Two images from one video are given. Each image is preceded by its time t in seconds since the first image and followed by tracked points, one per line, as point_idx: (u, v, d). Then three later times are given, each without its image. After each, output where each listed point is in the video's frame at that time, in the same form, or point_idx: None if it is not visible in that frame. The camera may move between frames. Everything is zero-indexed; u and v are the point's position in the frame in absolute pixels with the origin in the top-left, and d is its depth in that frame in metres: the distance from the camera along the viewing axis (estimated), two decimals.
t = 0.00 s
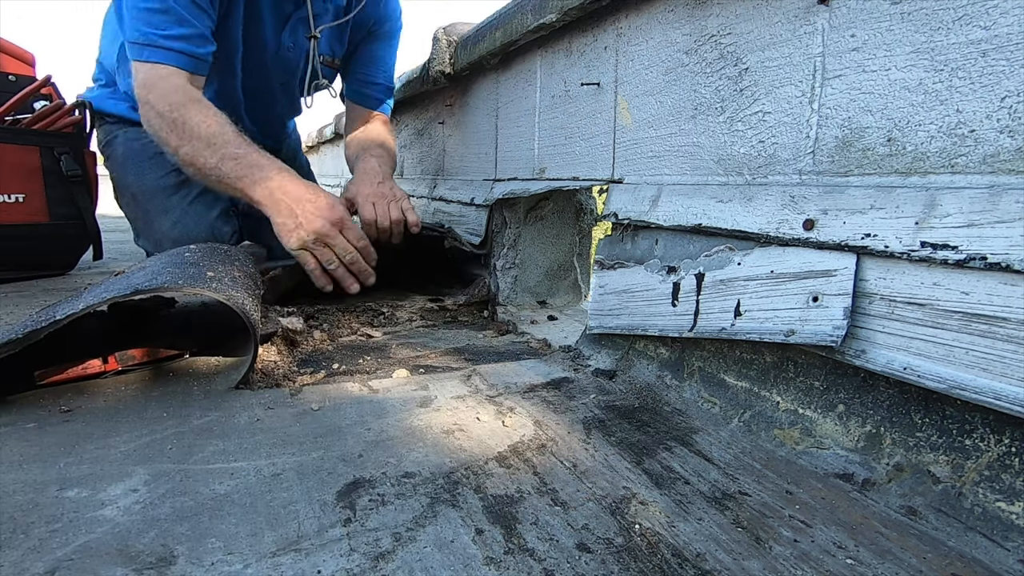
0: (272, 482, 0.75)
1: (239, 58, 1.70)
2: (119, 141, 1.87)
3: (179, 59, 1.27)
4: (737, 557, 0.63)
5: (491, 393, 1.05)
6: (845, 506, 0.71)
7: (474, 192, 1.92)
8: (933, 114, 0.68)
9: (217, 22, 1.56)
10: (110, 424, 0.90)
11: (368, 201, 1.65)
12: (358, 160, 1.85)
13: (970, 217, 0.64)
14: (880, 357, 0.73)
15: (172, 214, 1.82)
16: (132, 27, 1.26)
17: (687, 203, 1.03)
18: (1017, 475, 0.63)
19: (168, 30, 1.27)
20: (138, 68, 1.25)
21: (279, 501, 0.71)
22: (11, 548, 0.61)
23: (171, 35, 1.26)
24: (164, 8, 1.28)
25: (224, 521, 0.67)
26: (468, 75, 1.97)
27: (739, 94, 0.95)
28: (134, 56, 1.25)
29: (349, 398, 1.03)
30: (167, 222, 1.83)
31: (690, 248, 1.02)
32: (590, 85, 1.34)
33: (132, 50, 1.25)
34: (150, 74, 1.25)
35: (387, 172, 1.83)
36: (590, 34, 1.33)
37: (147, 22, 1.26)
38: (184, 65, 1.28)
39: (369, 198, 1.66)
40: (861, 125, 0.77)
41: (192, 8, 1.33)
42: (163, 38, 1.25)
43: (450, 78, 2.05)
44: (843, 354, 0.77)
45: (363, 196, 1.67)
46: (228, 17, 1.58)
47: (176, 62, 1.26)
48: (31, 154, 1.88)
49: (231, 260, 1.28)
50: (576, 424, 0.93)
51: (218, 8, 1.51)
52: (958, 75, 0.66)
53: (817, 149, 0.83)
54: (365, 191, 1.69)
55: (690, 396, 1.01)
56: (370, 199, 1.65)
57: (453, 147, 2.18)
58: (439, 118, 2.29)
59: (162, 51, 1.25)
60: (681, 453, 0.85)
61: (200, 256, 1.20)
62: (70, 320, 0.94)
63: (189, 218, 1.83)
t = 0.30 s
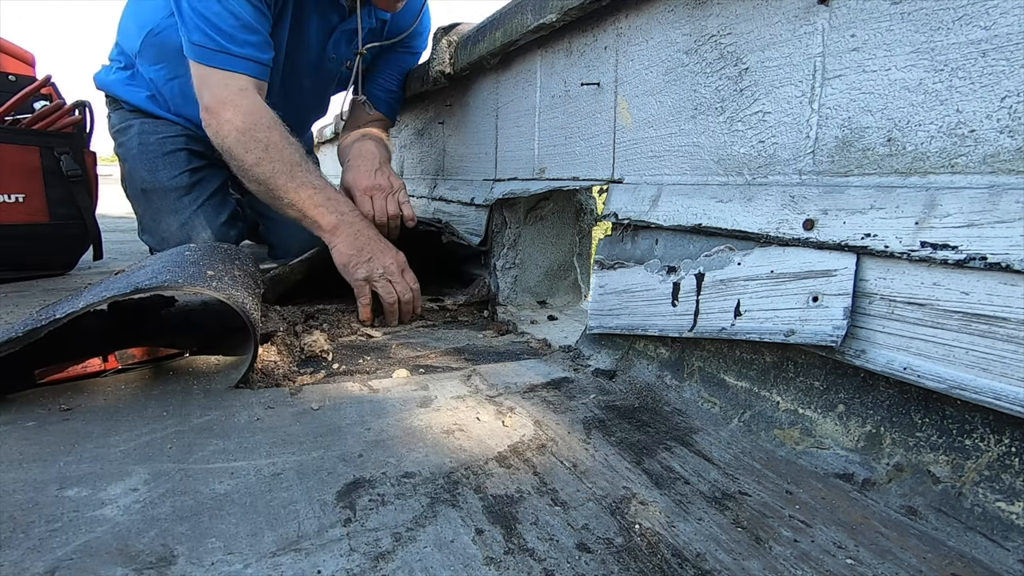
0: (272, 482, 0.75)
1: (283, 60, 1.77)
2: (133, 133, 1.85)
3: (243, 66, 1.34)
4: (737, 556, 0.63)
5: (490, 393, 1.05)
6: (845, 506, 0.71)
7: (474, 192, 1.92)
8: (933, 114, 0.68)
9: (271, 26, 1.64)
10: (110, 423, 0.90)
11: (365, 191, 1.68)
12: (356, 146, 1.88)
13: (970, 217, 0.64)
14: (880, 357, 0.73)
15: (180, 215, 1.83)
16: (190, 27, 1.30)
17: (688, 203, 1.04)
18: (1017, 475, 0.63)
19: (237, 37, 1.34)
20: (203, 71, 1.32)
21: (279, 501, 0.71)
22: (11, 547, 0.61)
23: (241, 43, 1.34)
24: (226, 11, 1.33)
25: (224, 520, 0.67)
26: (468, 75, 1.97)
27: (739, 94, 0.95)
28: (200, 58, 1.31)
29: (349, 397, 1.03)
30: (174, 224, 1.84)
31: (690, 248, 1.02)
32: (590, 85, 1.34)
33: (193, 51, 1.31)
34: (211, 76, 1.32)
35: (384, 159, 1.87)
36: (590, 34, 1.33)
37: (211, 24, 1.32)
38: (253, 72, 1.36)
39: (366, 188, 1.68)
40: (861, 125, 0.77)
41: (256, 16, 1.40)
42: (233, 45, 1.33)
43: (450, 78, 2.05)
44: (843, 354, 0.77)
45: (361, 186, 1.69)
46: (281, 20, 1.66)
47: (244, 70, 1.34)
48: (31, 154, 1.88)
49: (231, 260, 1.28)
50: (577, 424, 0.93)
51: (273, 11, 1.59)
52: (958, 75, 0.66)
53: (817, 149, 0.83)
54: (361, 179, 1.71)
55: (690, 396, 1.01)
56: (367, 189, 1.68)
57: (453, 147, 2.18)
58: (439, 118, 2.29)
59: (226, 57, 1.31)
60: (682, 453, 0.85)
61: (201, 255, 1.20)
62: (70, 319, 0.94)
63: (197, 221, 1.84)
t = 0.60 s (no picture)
0: (272, 482, 0.76)
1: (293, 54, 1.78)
2: (138, 131, 1.84)
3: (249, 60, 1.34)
4: (737, 556, 0.63)
5: (490, 394, 1.05)
6: (845, 506, 0.71)
7: (474, 192, 1.91)
8: (933, 113, 0.68)
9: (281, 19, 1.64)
10: (110, 424, 0.90)
11: (365, 193, 1.68)
12: (353, 147, 1.88)
13: (970, 217, 0.64)
14: (880, 357, 0.73)
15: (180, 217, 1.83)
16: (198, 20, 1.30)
17: (688, 203, 1.04)
18: (1017, 475, 0.63)
19: (245, 32, 1.34)
20: (209, 64, 1.32)
21: (279, 501, 0.71)
22: (11, 548, 0.61)
23: (249, 37, 1.34)
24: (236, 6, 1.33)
25: (224, 521, 0.67)
26: (468, 75, 1.97)
27: (739, 94, 0.95)
28: (207, 52, 1.30)
29: (349, 398, 1.03)
30: (174, 225, 1.84)
31: (690, 248, 1.02)
32: (590, 85, 1.34)
33: (200, 44, 1.30)
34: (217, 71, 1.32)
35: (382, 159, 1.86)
36: (590, 34, 1.33)
37: (218, 16, 1.31)
38: (260, 67, 1.36)
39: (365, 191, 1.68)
40: (861, 125, 0.77)
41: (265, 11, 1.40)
42: (242, 39, 1.33)
43: (450, 78, 2.05)
44: (843, 354, 0.77)
45: (360, 187, 1.69)
46: (291, 14, 1.67)
47: (251, 65, 1.34)
48: (31, 154, 1.88)
49: (231, 260, 1.28)
50: (577, 424, 0.93)
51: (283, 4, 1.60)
52: (958, 75, 0.66)
53: (817, 149, 0.83)
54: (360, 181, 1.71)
55: (690, 396, 1.01)
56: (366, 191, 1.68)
57: (453, 147, 2.18)
58: (439, 118, 2.29)
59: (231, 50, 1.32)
60: (682, 453, 0.85)
61: (201, 256, 1.20)
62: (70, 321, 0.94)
63: (197, 222, 1.84)
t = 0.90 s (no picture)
0: (272, 482, 0.76)
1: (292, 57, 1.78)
2: (137, 131, 1.84)
3: (240, 62, 1.35)
4: (737, 556, 0.63)
5: (490, 394, 1.05)
6: (845, 506, 0.71)
7: (474, 192, 1.91)
8: (934, 113, 0.68)
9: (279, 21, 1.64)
10: (110, 424, 0.90)
11: (364, 193, 1.68)
12: (352, 147, 1.88)
13: (970, 217, 0.64)
14: (880, 357, 0.73)
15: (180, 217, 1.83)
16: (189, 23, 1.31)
17: (688, 203, 1.04)
18: (1017, 475, 0.63)
19: (236, 34, 1.35)
20: (200, 66, 1.32)
21: (279, 501, 0.71)
22: (10, 548, 0.61)
23: (240, 39, 1.35)
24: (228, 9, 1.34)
25: (224, 521, 0.67)
26: (468, 75, 1.97)
27: (739, 94, 0.95)
28: (197, 54, 1.31)
29: (349, 398, 1.03)
30: (174, 225, 1.84)
31: (690, 248, 1.02)
32: (590, 85, 1.34)
33: (191, 46, 1.31)
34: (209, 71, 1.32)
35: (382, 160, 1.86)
36: (590, 34, 1.33)
37: (210, 18, 1.32)
38: (250, 69, 1.37)
39: (365, 191, 1.68)
40: (861, 125, 0.77)
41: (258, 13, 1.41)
42: (232, 41, 1.34)
43: (450, 79, 2.05)
44: (843, 354, 0.77)
45: (359, 187, 1.69)
46: (290, 15, 1.66)
47: (241, 67, 1.35)
48: (31, 154, 1.88)
49: (231, 260, 1.28)
50: (577, 424, 0.93)
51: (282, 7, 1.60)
52: (959, 75, 0.66)
53: (817, 149, 0.83)
54: (359, 181, 1.71)
55: (690, 396, 1.01)
56: (365, 191, 1.68)
57: (453, 147, 2.18)
58: (439, 118, 2.28)
59: (221, 52, 1.32)
60: (682, 453, 0.85)
61: (201, 257, 1.20)
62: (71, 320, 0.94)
63: (197, 222, 1.84)
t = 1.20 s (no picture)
0: (272, 482, 0.76)
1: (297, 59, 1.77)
2: (138, 132, 1.84)
3: (252, 64, 1.34)
4: (737, 556, 0.63)
5: (490, 394, 1.05)
6: (845, 506, 0.71)
7: (474, 192, 1.91)
8: (934, 114, 0.68)
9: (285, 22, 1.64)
10: (110, 425, 0.90)
11: (365, 194, 1.68)
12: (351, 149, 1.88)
13: (970, 217, 0.64)
14: (880, 357, 0.73)
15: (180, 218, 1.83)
16: (200, 27, 1.31)
17: (688, 203, 1.04)
18: (1017, 475, 0.63)
19: (248, 37, 1.34)
20: (215, 70, 1.32)
21: (279, 501, 0.72)
22: (10, 549, 0.61)
23: (252, 42, 1.35)
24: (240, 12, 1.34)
25: (224, 521, 0.67)
26: (468, 75, 1.97)
27: (739, 94, 0.95)
28: (211, 58, 1.31)
29: (349, 398, 1.03)
30: (174, 225, 1.84)
31: (690, 248, 1.02)
32: (590, 85, 1.34)
33: (205, 51, 1.31)
34: (222, 75, 1.32)
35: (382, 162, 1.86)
36: (590, 34, 1.33)
37: (221, 21, 1.32)
38: (262, 72, 1.37)
39: (365, 192, 1.69)
40: (861, 125, 0.77)
41: (268, 15, 1.41)
42: (245, 44, 1.33)
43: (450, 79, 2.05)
44: (843, 354, 0.77)
45: (360, 188, 1.70)
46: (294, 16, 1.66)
47: (255, 69, 1.35)
48: (31, 154, 1.88)
49: (230, 261, 1.28)
50: (577, 424, 0.93)
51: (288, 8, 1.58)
52: (959, 75, 0.66)
53: (817, 149, 0.83)
54: (360, 182, 1.71)
55: (690, 396, 1.01)
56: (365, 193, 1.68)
57: (452, 147, 2.18)
58: (439, 118, 2.29)
59: (233, 55, 1.32)
60: (682, 453, 0.85)
61: (201, 258, 1.20)
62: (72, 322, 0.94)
63: (197, 223, 1.84)
